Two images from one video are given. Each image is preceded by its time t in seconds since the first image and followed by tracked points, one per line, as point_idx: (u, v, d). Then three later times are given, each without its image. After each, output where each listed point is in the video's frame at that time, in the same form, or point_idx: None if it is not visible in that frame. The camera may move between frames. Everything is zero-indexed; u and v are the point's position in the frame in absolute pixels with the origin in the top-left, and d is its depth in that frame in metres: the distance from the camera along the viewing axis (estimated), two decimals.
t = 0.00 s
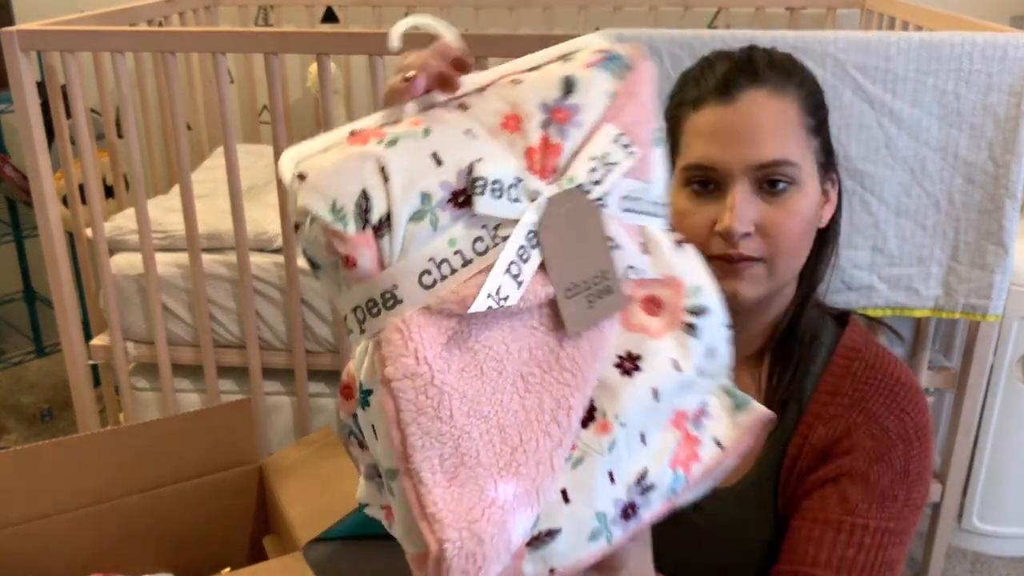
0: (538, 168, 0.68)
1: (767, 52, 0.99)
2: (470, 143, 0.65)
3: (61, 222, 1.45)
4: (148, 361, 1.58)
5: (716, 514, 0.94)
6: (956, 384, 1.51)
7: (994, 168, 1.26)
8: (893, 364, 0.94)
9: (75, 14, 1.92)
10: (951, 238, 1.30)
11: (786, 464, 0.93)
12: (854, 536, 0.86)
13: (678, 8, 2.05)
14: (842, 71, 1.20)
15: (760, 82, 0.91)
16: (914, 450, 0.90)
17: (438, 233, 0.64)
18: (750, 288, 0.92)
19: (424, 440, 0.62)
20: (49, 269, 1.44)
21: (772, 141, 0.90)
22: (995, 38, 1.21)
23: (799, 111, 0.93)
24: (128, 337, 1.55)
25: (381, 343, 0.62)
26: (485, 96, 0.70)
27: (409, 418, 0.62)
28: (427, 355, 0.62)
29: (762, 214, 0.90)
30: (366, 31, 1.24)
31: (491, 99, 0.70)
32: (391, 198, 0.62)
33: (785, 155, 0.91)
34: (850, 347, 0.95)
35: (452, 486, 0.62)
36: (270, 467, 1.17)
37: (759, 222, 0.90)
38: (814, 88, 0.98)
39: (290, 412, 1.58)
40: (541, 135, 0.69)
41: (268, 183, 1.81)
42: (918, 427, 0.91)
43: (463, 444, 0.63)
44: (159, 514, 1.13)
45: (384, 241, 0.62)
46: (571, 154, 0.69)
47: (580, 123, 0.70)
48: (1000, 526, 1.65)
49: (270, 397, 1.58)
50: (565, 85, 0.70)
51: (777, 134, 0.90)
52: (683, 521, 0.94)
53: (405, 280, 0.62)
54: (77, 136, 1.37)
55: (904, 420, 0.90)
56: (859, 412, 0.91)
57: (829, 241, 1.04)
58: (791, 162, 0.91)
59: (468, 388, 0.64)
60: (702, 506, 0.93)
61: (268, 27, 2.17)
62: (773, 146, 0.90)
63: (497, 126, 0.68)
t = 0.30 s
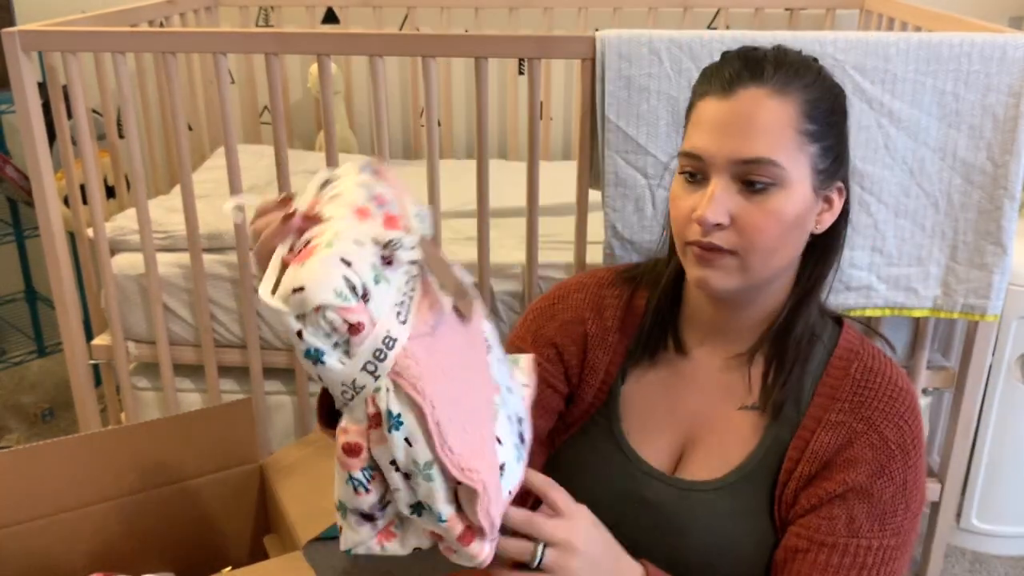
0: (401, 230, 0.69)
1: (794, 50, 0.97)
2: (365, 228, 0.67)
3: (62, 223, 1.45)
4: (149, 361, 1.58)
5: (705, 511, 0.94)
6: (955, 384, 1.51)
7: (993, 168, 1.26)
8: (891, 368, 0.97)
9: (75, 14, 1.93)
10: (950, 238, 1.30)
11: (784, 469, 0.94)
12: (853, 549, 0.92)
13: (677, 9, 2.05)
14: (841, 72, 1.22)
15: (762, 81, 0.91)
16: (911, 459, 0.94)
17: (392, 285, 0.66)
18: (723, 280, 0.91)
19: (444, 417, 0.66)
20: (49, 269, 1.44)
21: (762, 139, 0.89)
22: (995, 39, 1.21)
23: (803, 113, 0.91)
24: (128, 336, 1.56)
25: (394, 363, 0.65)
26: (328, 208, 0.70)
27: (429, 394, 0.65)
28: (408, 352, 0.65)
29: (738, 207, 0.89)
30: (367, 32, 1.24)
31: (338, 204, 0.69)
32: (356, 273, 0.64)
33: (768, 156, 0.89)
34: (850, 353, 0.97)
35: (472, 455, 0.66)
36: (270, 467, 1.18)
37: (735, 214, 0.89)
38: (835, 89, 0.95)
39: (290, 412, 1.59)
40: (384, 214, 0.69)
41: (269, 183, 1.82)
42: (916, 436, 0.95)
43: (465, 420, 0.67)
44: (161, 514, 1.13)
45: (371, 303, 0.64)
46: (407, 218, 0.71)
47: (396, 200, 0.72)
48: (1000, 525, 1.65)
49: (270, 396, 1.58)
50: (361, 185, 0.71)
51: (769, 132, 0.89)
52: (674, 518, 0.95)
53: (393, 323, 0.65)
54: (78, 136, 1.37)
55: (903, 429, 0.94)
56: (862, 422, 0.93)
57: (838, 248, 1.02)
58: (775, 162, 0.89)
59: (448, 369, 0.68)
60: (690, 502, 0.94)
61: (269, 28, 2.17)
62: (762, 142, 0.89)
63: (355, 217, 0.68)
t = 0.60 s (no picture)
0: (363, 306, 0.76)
1: (773, 45, 0.97)
2: (336, 309, 0.73)
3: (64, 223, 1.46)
4: (150, 361, 1.59)
5: (692, 496, 0.95)
6: (954, 384, 1.51)
7: (991, 169, 1.26)
8: (879, 355, 0.96)
9: (76, 15, 1.93)
10: (948, 238, 1.31)
11: (768, 450, 0.95)
12: (828, 518, 0.88)
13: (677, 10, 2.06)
14: (840, 72, 1.23)
15: (727, 81, 0.91)
16: (894, 436, 0.92)
17: (375, 355, 0.73)
18: (690, 279, 0.94)
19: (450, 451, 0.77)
20: (51, 269, 1.45)
21: (718, 141, 0.90)
22: (993, 39, 1.21)
23: (768, 111, 0.90)
24: (129, 336, 1.56)
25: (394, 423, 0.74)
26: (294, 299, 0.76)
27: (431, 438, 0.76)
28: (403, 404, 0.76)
29: (698, 207, 0.91)
30: (368, 33, 1.24)
31: (303, 293, 0.75)
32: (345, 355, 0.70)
33: (727, 157, 0.89)
34: (836, 337, 0.96)
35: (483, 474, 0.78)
36: (270, 466, 1.18)
37: (694, 215, 0.91)
38: (812, 84, 0.94)
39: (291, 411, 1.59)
40: (347, 293, 0.77)
41: (270, 184, 1.82)
42: (899, 417, 0.92)
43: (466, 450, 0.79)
44: (160, 514, 1.14)
45: (363, 378, 0.70)
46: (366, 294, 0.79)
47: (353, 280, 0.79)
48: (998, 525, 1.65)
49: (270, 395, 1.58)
50: (321, 269, 0.79)
51: (731, 132, 0.90)
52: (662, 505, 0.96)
53: (383, 389, 0.72)
54: (79, 136, 1.37)
55: (886, 408, 0.92)
56: (841, 399, 0.92)
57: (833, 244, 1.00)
58: (732, 163, 0.89)
59: (438, 411, 0.79)
60: (678, 488, 0.95)
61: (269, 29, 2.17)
62: (722, 143, 0.90)
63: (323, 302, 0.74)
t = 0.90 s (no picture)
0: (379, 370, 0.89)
1: (761, 43, 0.97)
2: (354, 382, 0.86)
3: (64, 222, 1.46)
4: (151, 361, 1.59)
5: (684, 492, 0.95)
6: (953, 384, 1.51)
7: (991, 169, 1.27)
8: (872, 356, 0.95)
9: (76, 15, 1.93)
10: (948, 238, 1.31)
11: (754, 445, 0.94)
12: (802, 512, 0.87)
13: (678, 10, 2.06)
14: (839, 72, 1.23)
15: (712, 83, 0.92)
16: (878, 434, 0.90)
17: (391, 430, 0.84)
18: (686, 280, 0.95)
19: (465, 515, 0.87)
20: (51, 269, 1.45)
21: (705, 142, 0.90)
22: (992, 39, 1.21)
23: (755, 110, 0.90)
24: (130, 336, 1.56)
25: (413, 497, 0.84)
26: (316, 369, 0.88)
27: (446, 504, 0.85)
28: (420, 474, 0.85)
29: (688, 209, 0.92)
30: (368, 33, 1.24)
31: (324, 359, 0.89)
32: (364, 438, 0.81)
33: (716, 159, 0.89)
34: (829, 335, 0.95)
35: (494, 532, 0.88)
36: (268, 465, 1.18)
37: (685, 217, 0.92)
38: (798, 81, 0.94)
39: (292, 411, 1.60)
40: (363, 357, 0.90)
41: (270, 184, 1.82)
42: (885, 414, 0.91)
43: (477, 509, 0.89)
44: (161, 512, 1.14)
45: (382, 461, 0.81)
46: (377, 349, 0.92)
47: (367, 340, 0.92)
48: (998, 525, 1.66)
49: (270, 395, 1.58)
50: (339, 331, 0.91)
51: (719, 132, 0.90)
52: (655, 501, 0.96)
53: (402, 465, 0.83)
54: (80, 136, 1.38)
55: (871, 405, 0.91)
56: (825, 393, 0.91)
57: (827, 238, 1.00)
58: (721, 164, 0.89)
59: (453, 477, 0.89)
60: (669, 483, 0.95)
61: (269, 29, 2.18)
62: (710, 143, 0.90)
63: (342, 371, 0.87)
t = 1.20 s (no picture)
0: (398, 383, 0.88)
1: (754, 43, 0.97)
2: (375, 397, 0.85)
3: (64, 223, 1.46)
4: (151, 361, 1.59)
5: (683, 496, 0.95)
6: (954, 383, 1.51)
7: (990, 170, 1.27)
8: (874, 359, 0.95)
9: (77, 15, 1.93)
10: (947, 239, 1.31)
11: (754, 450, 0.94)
12: (802, 520, 0.87)
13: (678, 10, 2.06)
14: (838, 72, 1.23)
15: (703, 85, 0.92)
16: (879, 441, 0.90)
17: (410, 451, 0.84)
18: (686, 284, 0.95)
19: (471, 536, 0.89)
20: (51, 269, 1.45)
21: (697, 145, 0.90)
22: (992, 39, 1.22)
23: (746, 111, 0.90)
24: (130, 336, 1.56)
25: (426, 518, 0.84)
26: (336, 381, 0.88)
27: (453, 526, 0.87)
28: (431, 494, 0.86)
29: (684, 213, 0.92)
30: (368, 33, 1.24)
31: (345, 371, 0.88)
32: (385, 459, 0.80)
33: (708, 162, 0.90)
34: (831, 339, 0.96)
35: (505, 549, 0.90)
36: (269, 466, 1.18)
37: (682, 221, 0.92)
38: (789, 80, 0.95)
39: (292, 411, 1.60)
40: (383, 369, 0.89)
41: (270, 183, 1.82)
42: (886, 420, 0.91)
43: (485, 529, 0.90)
44: (161, 511, 1.14)
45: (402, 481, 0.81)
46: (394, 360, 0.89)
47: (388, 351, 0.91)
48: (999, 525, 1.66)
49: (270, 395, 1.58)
50: (359, 340, 0.91)
51: (712, 134, 0.90)
52: (653, 504, 0.96)
53: (419, 484, 0.83)
54: (80, 137, 1.38)
55: (873, 412, 0.91)
56: (826, 399, 0.91)
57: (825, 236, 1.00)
58: (715, 167, 0.90)
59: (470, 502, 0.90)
60: (668, 487, 0.96)
61: (269, 29, 2.18)
62: (703, 145, 0.90)
63: (364, 386, 0.87)
